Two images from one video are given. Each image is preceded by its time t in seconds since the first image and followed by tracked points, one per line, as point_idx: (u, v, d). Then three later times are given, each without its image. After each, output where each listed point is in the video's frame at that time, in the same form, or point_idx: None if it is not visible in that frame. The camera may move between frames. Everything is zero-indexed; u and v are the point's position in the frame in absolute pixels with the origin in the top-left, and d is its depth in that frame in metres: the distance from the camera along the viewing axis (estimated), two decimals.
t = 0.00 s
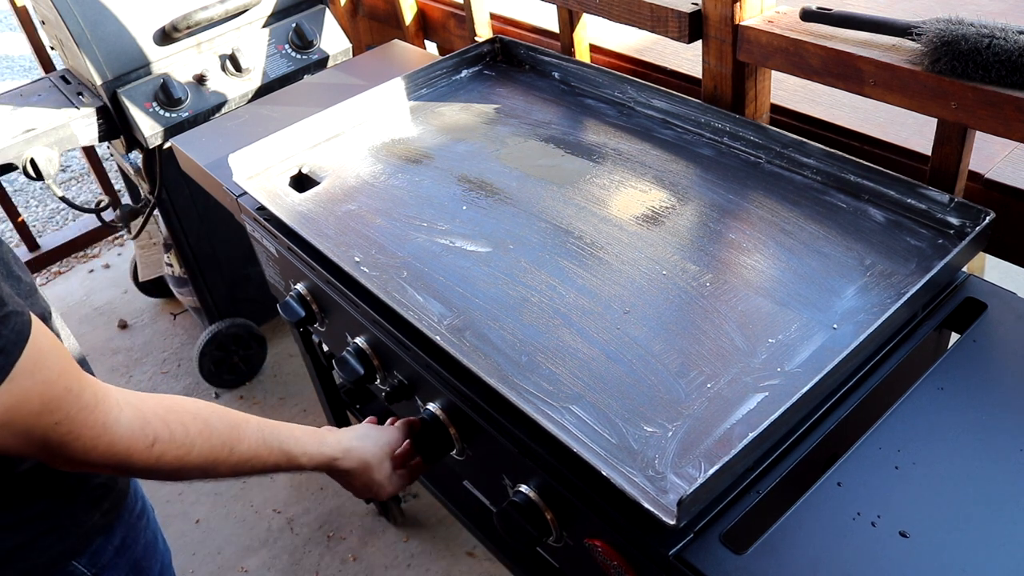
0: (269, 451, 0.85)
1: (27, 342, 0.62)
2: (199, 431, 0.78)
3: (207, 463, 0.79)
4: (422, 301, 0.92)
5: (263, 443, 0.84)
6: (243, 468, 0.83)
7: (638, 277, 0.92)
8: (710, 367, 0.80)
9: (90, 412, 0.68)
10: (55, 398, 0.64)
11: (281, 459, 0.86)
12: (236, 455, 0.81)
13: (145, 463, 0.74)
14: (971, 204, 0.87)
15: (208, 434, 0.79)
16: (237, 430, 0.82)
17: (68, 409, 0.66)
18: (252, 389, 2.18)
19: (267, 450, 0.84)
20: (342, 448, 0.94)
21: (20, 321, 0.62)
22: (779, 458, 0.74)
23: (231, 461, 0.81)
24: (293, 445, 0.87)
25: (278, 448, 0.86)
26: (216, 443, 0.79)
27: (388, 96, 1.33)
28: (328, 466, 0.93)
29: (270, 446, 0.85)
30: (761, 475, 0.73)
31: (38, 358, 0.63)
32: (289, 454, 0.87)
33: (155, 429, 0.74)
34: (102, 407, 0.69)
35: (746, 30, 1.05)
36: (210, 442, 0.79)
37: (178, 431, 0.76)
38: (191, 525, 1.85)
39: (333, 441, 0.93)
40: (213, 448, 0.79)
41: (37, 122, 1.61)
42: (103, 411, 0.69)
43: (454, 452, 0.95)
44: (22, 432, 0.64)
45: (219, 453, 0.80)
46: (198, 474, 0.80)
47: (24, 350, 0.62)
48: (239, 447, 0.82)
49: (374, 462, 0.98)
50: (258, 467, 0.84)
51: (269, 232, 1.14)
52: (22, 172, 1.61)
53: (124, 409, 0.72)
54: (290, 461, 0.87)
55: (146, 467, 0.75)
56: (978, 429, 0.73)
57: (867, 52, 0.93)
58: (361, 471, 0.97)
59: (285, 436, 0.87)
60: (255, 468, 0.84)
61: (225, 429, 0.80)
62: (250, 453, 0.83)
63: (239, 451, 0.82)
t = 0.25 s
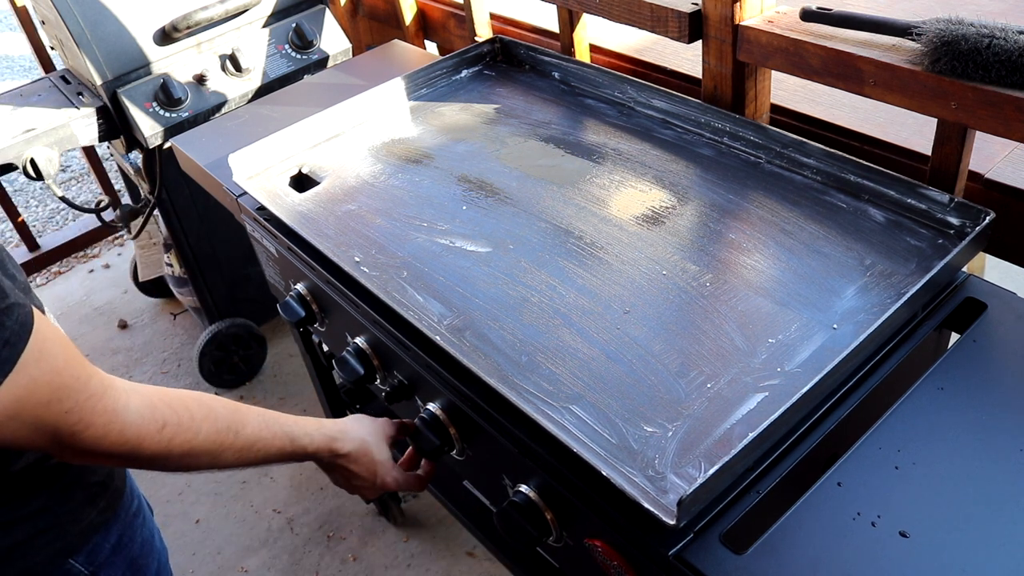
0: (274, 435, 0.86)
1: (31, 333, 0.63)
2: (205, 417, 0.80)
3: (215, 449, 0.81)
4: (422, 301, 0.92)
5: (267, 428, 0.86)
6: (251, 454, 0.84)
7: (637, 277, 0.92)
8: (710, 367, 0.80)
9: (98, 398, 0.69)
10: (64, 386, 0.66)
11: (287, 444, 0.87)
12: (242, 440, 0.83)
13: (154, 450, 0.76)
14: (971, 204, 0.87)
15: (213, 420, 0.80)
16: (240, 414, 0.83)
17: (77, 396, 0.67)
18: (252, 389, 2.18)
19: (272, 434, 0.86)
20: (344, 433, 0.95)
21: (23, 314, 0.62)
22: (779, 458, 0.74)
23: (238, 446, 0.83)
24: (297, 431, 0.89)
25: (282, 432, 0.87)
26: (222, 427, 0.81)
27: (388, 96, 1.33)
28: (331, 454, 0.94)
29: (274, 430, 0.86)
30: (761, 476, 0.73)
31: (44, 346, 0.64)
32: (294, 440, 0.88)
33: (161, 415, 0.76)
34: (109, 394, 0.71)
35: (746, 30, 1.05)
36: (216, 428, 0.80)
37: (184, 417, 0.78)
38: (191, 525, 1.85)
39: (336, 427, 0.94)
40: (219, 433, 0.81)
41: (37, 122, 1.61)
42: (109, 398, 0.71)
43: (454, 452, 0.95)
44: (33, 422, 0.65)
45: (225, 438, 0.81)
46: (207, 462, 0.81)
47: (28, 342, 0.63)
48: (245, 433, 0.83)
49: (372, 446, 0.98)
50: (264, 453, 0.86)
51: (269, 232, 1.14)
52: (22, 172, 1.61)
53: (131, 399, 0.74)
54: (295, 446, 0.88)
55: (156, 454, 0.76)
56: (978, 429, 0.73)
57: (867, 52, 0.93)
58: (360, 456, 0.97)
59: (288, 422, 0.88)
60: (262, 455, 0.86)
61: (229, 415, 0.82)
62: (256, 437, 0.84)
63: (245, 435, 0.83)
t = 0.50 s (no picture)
0: (240, 430, 0.93)
1: (17, 331, 0.67)
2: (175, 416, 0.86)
3: (186, 445, 0.87)
4: (422, 301, 0.92)
5: (234, 424, 0.92)
6: (219, 450, 0.90)
7: (638, 277, 0.92)
8: (710, 367, 0.80)
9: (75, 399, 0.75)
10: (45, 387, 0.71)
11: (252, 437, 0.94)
12: (211, 435, 0.89)
13: (127, 449, 0.81)
14: (971, 204, 0.87)
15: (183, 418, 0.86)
16: (207, 410, 0.90)
17: (57, 396, 0.72)
18: (252, 389, 2.18)
19: (239, 429, 0.92)
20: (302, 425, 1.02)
21: (10, 313, 0.67)
22: (779, 458, 0.74)
23: (207, 442, 0.89)
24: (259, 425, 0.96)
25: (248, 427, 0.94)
26: (191, 424, 0.87)
27: (388, 96, 1.33)
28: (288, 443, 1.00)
29: (240, 426, 0.93)
30: (761, 476, 0.73)
31: (27, 345, 0.69)
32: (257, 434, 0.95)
33: (133, 416, 0.82)
34: (83, 396, 0.77)
35: (746, 30, 1.05)
36: (186, 425, 0.86)
37: (154, 415, 0.84)
38: (191, 525, 1.85)
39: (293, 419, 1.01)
40: (189, 429, 0.87)
41: (37, 122, 1.61)
42: (84, 399, 0.77)
43: (454, 451, 0.95)
44: (15, 422, 0.70)
45: (196, 435, 0.87)
46: (178, 459, 0.87)
47: (14, 340, 0.67)
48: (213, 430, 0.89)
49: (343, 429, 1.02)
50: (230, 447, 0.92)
51: (269, 233, 1.14)
52: (22, 172, 1.61)
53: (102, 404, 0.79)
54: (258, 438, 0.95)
55: (130, 452, 0.82)
56: (978, 429, 0.73)
57: (868, 52, 0.93)
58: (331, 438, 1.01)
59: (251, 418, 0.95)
60: (230, 449, 0.92)
61: (196, 413, 0.88)
62: (224, 432, 0.91)
63: (213, 431, 0.89)
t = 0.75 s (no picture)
0: (228, 407, 0.96)
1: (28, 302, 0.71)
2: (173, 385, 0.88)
3: (178, 413, 0.90)
4: (422, 301, 0.92)
5: (222, 400, 0.95)
6: (206, 419, 0.94)
7: (638, 277, 0.92)
8: (710, 367, 0.80)
9: (82, 363, 0.77)
10: (52, 351, 0.73)
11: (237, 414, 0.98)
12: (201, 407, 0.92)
13: (128, 411, 0.84)
14: (971, 204, 0.87)
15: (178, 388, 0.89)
16: (202, 384, 0.93)
17: (64, 360, 0.75)
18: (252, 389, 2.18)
19: (227, 404, 0.96)
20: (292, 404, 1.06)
21: (21, 285, 0.70)
22: (779, 459, 0.74)
23: (197, 413, 0.92)
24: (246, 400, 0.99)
25: (236, 403, 0.97)
26: (186, 395, 0.90)
27: (388, 96, 1.33)
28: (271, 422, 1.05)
29: (229, 402, 0.96)
30: (761, 476, 0.73)
31: (35, 314, 0.72)
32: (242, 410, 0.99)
33: (136, 381, 0.84)
34: (90, 359, 0.79)
35: (746, 30, 1.05)
36: (181, 395, 0.89)
37: (155, 383, 0.86)
38: (191, 525, 1.85)
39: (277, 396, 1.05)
40: (183, 400, 0.90)
41: (37, 122, 1.61)
42: (89, 362, 0.78)
43: (454, 452, 0.95)
44: (26, 383, 0.72)
45: (188, 405, 0.91)
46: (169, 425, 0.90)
47: (25, 309, 0.70)
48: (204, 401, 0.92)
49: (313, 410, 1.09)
50: (216, 420, 0.96)
51: (269, 233, 1.14)
52: (22, 172, 1.61)
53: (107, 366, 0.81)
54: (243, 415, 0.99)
55: (126, 414, 0.85)
56: (977, 429, 0.73)
57: (868, 52, 0.93)
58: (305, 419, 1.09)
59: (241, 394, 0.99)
60: (214, 421, 0.95)
61: (192, 384, 0.91)
62: (213, 406, 0.94)
63: (205, 403, 0.93)
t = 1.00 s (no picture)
0: (221, 400, 0.97)
1: (29, 288, 0.72)
2: (167, 377, 0.89)
3: (172, 404, 0.90)
4: (422, 301, 0.92)
5: (216, 393, 0.96)
6: (199, 410, 0.95)
7: (638, 277, 0.92)
8: (710, 367, 0.80)
9: (82, 352, 0.77)
10: (52, 339, 0.74)
11: (231, 408, 0.98)
12: (194, 399, 0.93)
13: (123, 401, 0.84)
14: (971, 204, 0.87)
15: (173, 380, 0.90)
16: (197, 376, 0.93)
17: (65, 349, 0.75)
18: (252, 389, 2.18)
19: (221, 396, 0.97)
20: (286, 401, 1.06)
21: (23, 271, 0.71)
22: (778, 459, 0.74)
23: (190, 405, 0.93)
24: (240, 393, 1.00)
25: (230, 396, 0.98)
26: (181, 387, 0.91)
27: (388, 96, 1.33)
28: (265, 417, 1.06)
29: (223, 395, 0.97)
30: (761, 475, 0.73)
31: (37, 301, 0.72)
32: (236, 403, 0.99)
33: (133, 372, 0.85)
34: (91, 348, 0.79)
35: (746, 30, 1.05)
36: (175, 387, 0.90)
37: (151, 374, 0.87)
38: (191, 525, 1.85)
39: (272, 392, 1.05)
40: (177, 392, 0.90)
41: (37, 122, 1.61)
42: (89, 351, 0.79)
43: (454, 451, 0.95)
44: (24, 368, 0.73)
45: (182, 398, 0.91)
46: (162, 415, 0.91)
47: (26, 295, 0.71)
48: (197, 393, 0.93)
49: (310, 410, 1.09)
50: (209, 412, 0.96)
51: (269, 233, 1.14)
52: (22, 172, 1.61)
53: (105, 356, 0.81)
54: (236, 408, 1.00)
55: (121, 404, 0.85)
56: (977, 429, 0.73)
57: (868, 52, 0.93)
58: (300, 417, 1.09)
59: (236, 387, 0.99)
60: (207, 413, 0.96)
61: (187, 376, 0.92)
62: (207, 398, 0.95)
63: (198, 396, 0.93)
